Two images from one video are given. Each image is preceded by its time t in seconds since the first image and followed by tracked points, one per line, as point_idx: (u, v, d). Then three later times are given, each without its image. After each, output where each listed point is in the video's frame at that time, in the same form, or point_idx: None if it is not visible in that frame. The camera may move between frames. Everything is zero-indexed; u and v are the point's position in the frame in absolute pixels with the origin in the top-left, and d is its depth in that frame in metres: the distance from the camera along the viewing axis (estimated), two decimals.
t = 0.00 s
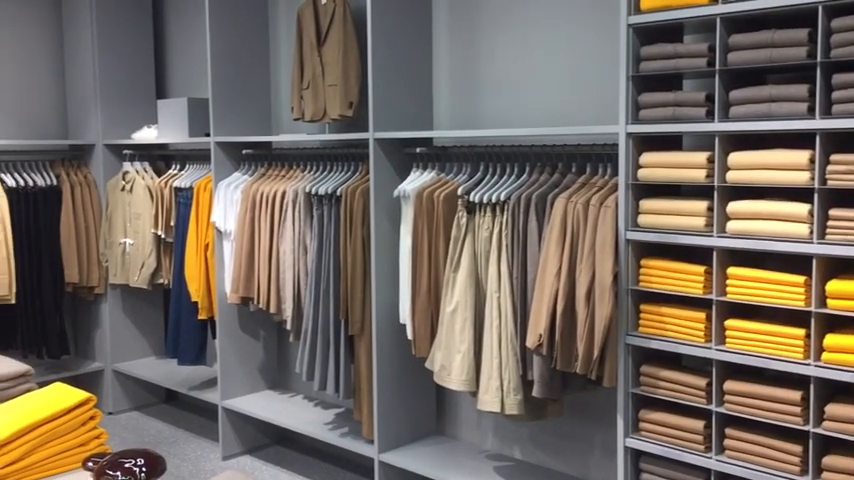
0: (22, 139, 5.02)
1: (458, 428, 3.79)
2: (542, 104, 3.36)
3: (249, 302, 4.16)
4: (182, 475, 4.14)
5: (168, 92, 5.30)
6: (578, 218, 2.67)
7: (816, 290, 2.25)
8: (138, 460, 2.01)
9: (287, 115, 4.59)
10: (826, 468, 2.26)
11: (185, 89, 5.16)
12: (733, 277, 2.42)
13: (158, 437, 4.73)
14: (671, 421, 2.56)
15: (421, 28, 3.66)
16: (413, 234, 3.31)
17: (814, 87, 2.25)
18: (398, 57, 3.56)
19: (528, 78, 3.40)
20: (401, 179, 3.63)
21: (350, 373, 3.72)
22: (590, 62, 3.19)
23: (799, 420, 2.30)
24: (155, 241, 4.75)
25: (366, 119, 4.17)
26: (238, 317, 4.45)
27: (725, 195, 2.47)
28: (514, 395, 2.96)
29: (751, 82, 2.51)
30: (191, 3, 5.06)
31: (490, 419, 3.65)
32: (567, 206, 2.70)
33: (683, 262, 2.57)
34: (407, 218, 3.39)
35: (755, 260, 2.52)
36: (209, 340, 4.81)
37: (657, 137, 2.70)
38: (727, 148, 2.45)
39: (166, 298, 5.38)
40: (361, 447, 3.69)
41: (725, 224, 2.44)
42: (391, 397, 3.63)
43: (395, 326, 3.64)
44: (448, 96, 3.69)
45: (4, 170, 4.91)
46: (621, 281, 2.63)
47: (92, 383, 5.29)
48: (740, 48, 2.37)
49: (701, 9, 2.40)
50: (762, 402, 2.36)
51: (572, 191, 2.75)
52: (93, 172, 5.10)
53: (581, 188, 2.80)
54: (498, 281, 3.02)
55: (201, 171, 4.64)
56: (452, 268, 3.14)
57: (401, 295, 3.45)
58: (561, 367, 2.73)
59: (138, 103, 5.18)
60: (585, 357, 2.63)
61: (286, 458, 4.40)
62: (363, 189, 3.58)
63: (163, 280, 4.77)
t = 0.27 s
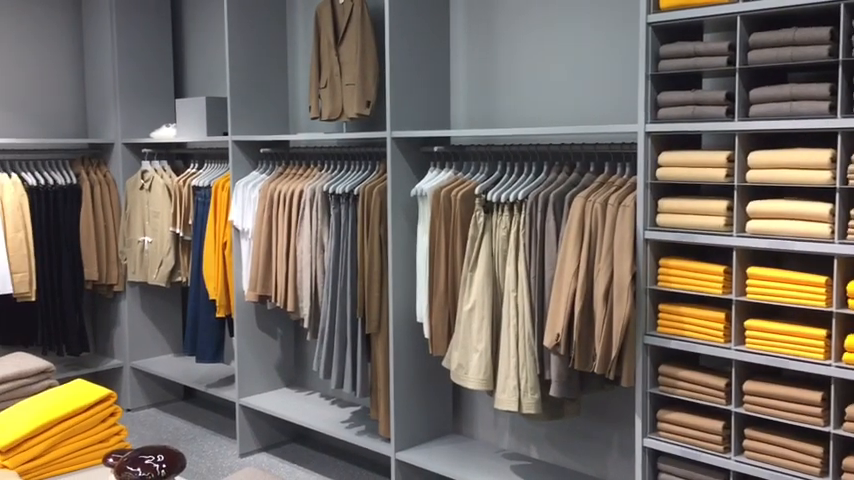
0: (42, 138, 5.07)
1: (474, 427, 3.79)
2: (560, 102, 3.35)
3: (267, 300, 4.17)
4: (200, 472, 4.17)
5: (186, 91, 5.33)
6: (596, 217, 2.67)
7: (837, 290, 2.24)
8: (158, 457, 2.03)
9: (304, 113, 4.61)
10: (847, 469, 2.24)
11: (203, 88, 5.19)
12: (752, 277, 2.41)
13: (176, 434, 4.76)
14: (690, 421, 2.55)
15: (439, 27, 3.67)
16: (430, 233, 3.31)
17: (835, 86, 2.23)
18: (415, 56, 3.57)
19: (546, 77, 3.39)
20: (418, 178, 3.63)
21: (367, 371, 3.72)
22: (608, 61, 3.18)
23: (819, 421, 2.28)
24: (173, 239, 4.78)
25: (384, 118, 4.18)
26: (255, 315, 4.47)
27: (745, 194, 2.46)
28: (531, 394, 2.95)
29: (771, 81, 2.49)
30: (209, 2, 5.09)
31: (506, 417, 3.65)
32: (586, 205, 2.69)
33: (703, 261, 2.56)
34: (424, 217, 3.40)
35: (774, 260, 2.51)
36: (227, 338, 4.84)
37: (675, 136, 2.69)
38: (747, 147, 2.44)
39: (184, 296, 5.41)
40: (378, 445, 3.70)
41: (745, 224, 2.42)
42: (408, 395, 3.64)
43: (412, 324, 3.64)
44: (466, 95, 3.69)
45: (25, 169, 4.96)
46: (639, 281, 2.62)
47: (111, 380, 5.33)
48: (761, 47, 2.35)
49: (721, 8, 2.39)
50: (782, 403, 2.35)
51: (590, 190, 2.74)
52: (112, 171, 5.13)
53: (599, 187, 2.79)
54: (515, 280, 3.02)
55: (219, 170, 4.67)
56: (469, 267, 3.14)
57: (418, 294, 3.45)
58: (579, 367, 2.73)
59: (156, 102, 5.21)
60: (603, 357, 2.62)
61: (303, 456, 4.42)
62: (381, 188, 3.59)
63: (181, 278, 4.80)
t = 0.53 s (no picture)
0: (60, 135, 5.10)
1: (490, 424, 3.79)
2: (577, 99, 3.34)
3: (283, 296, 4.19)
4: (217, 466, 4.19)
5: (203, 87, 5.35)
6: (614, 214, 2.66)
7: None
8: (176, 451, 2.06)
9: (320, 110, 4.62)
10: None
11: (220, 85, 5.21)
12: (771, 274, 2.39)
13: (193, 429, 4.79)
14: (708, 419, 2.54)
15: (456, 23, 3.66)
16: (447, 230, 3.31)
17: None
18: (432, 53, 3.56)
19: (563, 73, 3.38)
20: (434, 175, 3.63)
21: (383, 367, 3.73)
22: (625, 57, 3.17)
23: (839, 420, 2.27)
24: (190, 235, 4.80)
25: (400, 114, 4.18)
26: (272, 311, 4.49)
27: (765, 191, 2.44)
28: (547, 391, 2.95)
29: (791, 77, 2.47)
30: None
31: (522, 414, 3.64)
32: (603, 202, 2.68)
33: (721, 259, 2.55)
34: (441, 214, 3.40)
35: (794, 257, 2.49)
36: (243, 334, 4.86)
37: (694, 133, 2.67)
38: (766, 144, 2.42)
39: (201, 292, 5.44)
40: (394, 442, 3.70)
41: (765, 221, 2.41)
42: (424, 391, 3.64)
43: (428, 321, 3.64)
44: (482, 92, 3.69)
45: (43, 166, 5.00)
46: (657, 278, 2.61)
47: (129, 375, 5.37)
48: (780, 42, 2.34)
49: (740, 3, 2.37)
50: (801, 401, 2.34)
51: (608, 187, 2.73)
52: (129, 167, 5.16)
53: (617, 183, 2.78)
54: (532, 277, 3.01)
55: (236, 166, 4.68)
56: (485, 264, 3.14)
57: (434, 290, 3.45)
58: (596, 364, 2.72)
59: (173, 99, 5.24)
60: (620, 354, 2.61)
61: (319, 451, 4.43)
62: (397, 185, 3.59)
63: (198, 273, 4.82)
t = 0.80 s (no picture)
0: (77, 129, 5.13)
1: (505, 418, 3.79)
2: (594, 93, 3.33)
3: (298, 290, 4.20)
4: (232, 459, 4.22)
5: (218, 82, 5.36)
6: (631, 209, 2.65)
7: None
8: (194, 443, 2.10)
9: (335, 105, 4.62)
10: None
11: (235, 79, 5.22)
12: (790, 269, 2.37)
13: (208, 422, 4.82)
14: (725, 414, 2.53)
15: (471, 17, 3.65)
16: (462, 224, 3.30)
17: None
18: (447, 47, 3.56)
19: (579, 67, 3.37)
20: (449, 169, 3.62)
21: (397, 361, 3.74)
22: (643, 51, 3.15)
23: None
24: (206, 230, 4.82)
25: (415, 109, 4.17)
26: (287, 305, 4.50)
27: (784, 186, 2.42)
28: (563, 386, 2.95)
29: (810, 70, 2.45)
30: None
31: (537, 409, 3.64)
32: (620, 197, 2.67)
33: (739, 254, 2.53)
34: (456, 208, 3.39)
35: (813, 253, 2.47)
36: (258, 327, 4.87)
37: (712, 127, 2.66)
38: (785, 138, 2.40)
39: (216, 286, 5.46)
40: (408, 436, 3.71)
41: (783, 216, 2.39)
42: (439, 385, 3.64)
43: (442, 315, 3.64)
44: (497, 86, 3.68)
45: (61, 160, 5.03)
46: (674, 273, 2.60)
47: (146, 368, 5.41)
48: (800, 35, 2.31)
49: None
50: (819, 398, 2.32)
51: (624, 182, 2.72)
52: (145, 161, 5.18)
53: (634, 178, 2.77)
54: (547, 271, 3.01)
55: (251, 161, 4.70)
56: (501, 258, 3.13)
57: (449, 285, 3.45)
58: (612, 359, 2.71)
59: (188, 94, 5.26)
60: (636, 349, 2.61)
61: (334, 445, 4.44)
62: (412, 179, 3.58)
63: (213, 267, 4.84)
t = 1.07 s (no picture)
0: (90, 120, 5.15)
1: (516, 410, 3.79)
2: (607, 84, 3.31)
3: (310, 281, 4.21)
4: (244, 449, 4.23)
5: (230, 73, 5.36)
6: (644, 200, 2.64)
7: None
8: (208, 434, 2.13)
9: (347, 96, 4.61)
10: None
11: (246, 70, 5.22)
12: (805, 262, 2.36)
13: (220, 412, 4.84)
14: (738, 407, 2.52)
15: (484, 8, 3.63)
16: (474, 216, 3.29)
17: None
18: (460, 37, 3.54)
19: (593, 58, 3.35)
20: (462, 160, 3.61)
21: (409, 353, 3.74)
22: (657, 42, 3.13)
23: None
24: (218, 221, 4.83)
25: (427, 100, 4.16)
26: (299, 296, 4.51)
27: (800, 177, 2.40)
28: (575, 378, 2.94)
29: (827, 61, 2.43)
30: None
31: (549, 401, 3.64)
32: (633, 188, 2.66)
33: (754, 246, 2.52)
34: (468, 199, 3.39)
35: (829, 245, 2.45)
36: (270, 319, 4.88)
37: (727, 118, 2.64)
38: (802, 129, 2.38)
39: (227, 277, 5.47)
40: (420, 427, 3.71)
41: (799, 208, 2.38)
42: (450, 377, 3.64)
43: (454, 307, 3.63)
44: (510, 77, 3.67)
45: (73, 150, 5.04)
46: (688, 265, 2.59)
47: (158, 358, 5.43)
48: (817, 26, 2.29)
49: None
50: (834, 391, 2.31)
51: (638, 173, 2.71)
52: (157, 152, 5.20)
53: (647, 169, 2.75)
54: (560, 263, 3.00)
55: (263, 152, 4.70)
56: (513, 250, 3.13)
57: (462, 276, 3.44)
58: (624, 351, 2.71)
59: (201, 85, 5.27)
60: (649, 341, 2.60)
61: (346, 436, 4.45)
62: (424, 170, 3.58)
63: (225, 258, 4.85)
